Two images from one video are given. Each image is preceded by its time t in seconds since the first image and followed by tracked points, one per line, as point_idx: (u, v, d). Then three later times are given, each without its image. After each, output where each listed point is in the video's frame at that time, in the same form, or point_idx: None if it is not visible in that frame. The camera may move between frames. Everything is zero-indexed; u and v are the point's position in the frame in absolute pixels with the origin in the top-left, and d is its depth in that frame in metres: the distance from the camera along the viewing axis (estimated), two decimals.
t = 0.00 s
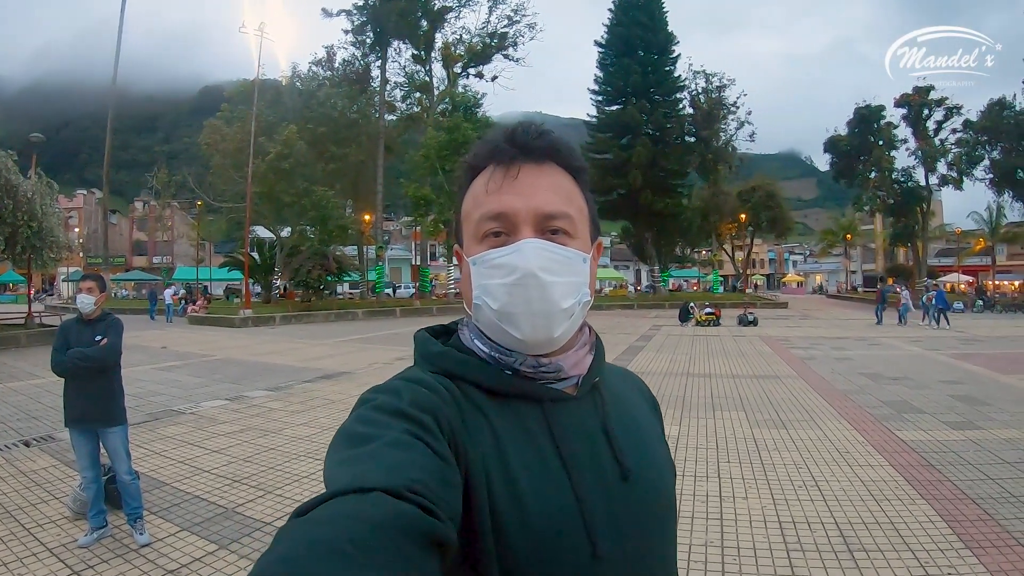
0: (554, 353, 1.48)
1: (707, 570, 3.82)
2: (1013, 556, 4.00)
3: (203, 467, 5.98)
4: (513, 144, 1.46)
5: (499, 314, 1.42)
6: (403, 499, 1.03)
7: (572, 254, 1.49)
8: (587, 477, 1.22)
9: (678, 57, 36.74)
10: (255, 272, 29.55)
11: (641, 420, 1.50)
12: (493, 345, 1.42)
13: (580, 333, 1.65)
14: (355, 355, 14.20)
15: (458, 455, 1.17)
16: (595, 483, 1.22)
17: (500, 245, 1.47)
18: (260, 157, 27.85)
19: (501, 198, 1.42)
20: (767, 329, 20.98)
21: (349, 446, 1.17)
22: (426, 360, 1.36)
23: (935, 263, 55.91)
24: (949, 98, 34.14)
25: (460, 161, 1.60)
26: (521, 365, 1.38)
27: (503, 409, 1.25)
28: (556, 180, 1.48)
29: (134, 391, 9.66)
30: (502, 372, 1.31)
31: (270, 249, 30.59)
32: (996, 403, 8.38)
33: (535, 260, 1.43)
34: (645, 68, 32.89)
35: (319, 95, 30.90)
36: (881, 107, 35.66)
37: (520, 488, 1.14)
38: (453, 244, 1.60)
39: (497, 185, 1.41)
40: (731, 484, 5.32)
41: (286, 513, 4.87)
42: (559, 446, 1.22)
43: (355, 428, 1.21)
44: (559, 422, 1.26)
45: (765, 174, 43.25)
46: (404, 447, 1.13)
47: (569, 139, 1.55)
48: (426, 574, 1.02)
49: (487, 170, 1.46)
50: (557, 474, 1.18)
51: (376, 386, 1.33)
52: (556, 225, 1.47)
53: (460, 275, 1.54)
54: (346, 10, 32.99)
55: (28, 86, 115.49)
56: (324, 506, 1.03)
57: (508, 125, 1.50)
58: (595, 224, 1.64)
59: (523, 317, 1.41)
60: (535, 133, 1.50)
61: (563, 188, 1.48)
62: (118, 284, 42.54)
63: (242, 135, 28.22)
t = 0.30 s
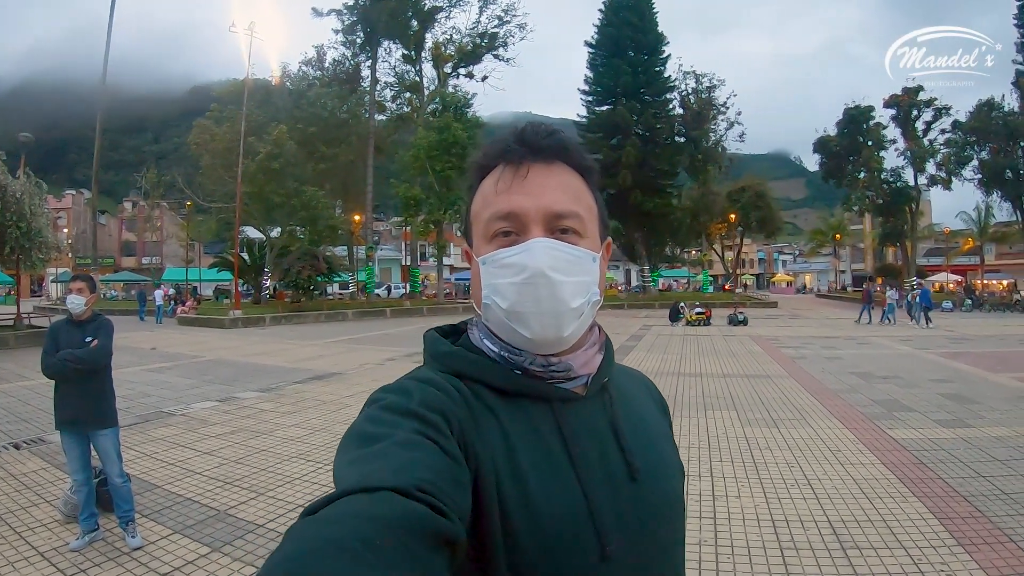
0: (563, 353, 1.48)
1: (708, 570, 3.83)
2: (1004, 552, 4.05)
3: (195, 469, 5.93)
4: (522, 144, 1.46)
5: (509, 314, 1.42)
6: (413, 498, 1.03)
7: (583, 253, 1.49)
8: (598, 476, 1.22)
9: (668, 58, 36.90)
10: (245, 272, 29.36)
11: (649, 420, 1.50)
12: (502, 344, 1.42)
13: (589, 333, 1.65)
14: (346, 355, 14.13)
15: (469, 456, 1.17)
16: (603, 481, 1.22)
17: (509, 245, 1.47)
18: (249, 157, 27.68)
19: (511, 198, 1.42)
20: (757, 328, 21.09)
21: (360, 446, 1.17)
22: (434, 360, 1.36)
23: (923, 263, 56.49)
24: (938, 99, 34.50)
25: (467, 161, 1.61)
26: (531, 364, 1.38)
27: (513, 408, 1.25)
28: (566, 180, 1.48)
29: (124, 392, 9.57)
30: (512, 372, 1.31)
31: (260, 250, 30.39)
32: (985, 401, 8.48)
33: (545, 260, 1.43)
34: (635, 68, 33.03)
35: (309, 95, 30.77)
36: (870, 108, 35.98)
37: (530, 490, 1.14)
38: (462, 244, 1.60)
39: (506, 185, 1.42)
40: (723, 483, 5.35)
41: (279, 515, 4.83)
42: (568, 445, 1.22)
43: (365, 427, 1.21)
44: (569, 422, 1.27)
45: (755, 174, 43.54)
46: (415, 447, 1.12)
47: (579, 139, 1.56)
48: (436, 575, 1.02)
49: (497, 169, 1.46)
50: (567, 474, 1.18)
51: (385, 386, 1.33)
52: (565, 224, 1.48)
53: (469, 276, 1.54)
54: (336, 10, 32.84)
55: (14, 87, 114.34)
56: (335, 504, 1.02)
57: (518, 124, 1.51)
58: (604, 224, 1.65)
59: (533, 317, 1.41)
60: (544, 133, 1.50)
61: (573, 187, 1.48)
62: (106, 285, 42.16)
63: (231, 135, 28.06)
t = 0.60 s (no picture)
0: (564, 352, 1.49)
1: (707, 569, 3.84)
2: (994, 549, 4.11)
3: (185, 471, 5.87)
4: (525, 144, 1.46)
5: (511, 315, 1.42)
6: (415, 496, 1.03)
7: (584, 254, 1.50)
8: (599, 476, 1.22)
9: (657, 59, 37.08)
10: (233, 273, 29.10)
11: (650, 419, 1.51)
12: (503, 344, 1.42)
13: (590, 333, 1.65)
14: (336, 356, 14.05)
15: (471, 455, 1.17)
16: (604, 479, 1.22)
17: (512, 244, 1.47)
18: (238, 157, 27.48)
19: (513, 198, 1.42)
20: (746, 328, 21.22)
21: (362, 445, 1.16)
22: (436, 359, 1.36)
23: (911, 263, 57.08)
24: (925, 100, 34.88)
25: (469, 160, 1.61)
26: (532, 364, 1.38)
27: (515, 408, 1.25)
28: (569, 179, 1.48)
29: (112, 394, 9.46)
30: (515, 372, 1.31)
31: (249, 250, 30.16)
32: (974, 399, 8.58)
33: (547, 260, 1.44)
34: (625, 68, 33.18)
35: (298, 95, 30.58)
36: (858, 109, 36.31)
37: (533, 490, 1.14)
38: (464, 243, 1.60)
39: (509, 184, 1.41)
40: (715, 482, 5.38)
41: (270, 517, 4.79)
42: (570, 444, 1.23)
43: (367, 427, 1.20)
44: (570, 420, 1.27)
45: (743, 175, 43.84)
46: (418, 447, 1.12)
47: (581, 138, 1.56)
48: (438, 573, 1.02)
49: (498, 169, 1.46)
50: (569, 473, 1.18)
51: (387, 384, 1.32)
52: (568, 224, 1.48)
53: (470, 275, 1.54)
54: (326, 9, 32.67)
55: None
56: (338, 503, 1.02)
57: (520, 124, 1.51)
58: (606, 224, 1.65)
59: (535, 318, 1.42)
60: (547, 132, 1.50)
61: (575, 186, 1.47)
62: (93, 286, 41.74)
63: (220, 135, 27.89)
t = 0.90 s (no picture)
0: (562, 354, 1.48)
1: (704, 569, 3.86)
2: (984, 546, 4.15)
3: (176, 473, 5.83)
4: (522, 143, 1.47)
5: (509, 316, 1.42)
6: (413, 497, 1.03)
7: (582, 255, 1.50)
8: (597, 476, 1.22)
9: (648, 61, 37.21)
10: (223, 275, 28.88)
11: (648, 418, 1.51)
12: (501, 344, 1.42)
13: (589, 334, 1.65)
14: (328, 357, 13.98)
15: (468, 454, 1.17)
16: (602, 480, 1.23)
17: (510, 245, 1.47)
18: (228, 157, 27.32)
19: (511, 198, 1.42)
20: (737, 328, 21.33)
21: (359, 446, 1.16)
22: (433, 359, 1.36)
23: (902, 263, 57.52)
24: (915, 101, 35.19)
25: (466, 159, 1.61)
26: (530, 365, 1.38)
27: (512, 409, 1.25)
28: (567, 179, 1.48)
29: (102, 397, 9.37)
30: (512, 372, 1.31)
31: (239, 251, 29.95)
32: (965, 399, 8.66)
33: (545, 261, 1.43)
34: (616, 70, 33.24)
35: (288, 96, 30.42)
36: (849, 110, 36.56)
37: (532, 492, 1.14)
38: (460, 243, 1.60)
39: (506, 185, 1.41)
40: (707, 483, 5.40)
41: (263, 519, 4.77)
42: (567, 444, 1.23)
43: (363, 428, 1.20)
44: (567, 420, 1.27)
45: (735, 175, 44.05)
46: (414, 448, 1.12)
47: (578, 139, 1.56)
48: (436, 574, 1.02)
49: (497, 168, 1.46)
50: (567, 474, 1.18)
51: (384, 385, 1.32)
52: (565, 224, 1.48)
53: (469, 275, 1.54)
54: (317, 10, 32.54)
55: None
56: (335, 505, 1.02)
57: (518, 125, 1.51)
58: (603, 224, 1.65)
59: (533, 319, 1.42)
60: (543, 133, 1.50)
61: (572, 186, 1.48)
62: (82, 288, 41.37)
63: (210, 136, 27.73)
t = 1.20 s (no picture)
0: (556, 356, 1.48)
1: (700, 570, 3.86)
2: (977, 546, 4.18)
3: (171, 475, 5.81)
4: (515, 147, 1.46)
5: (502, 319, 1.42)
6: (407, 502, 1.03)
7: (575, 258, 1.49)
8: (593, 481, 1.22)
9: (643, 61, 37.31)
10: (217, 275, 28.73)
11: (641, 421, 1.51)
12: (494, 348, 1.42)
13: (583, 336, 1.65)
14: (322, 358, 13.95)
15: (463, 460, 1.16)
16: (597, 483, 1.22)
17: (502, 248, 1.47)
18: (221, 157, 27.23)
19: (504, 200, 1.42)
20: (731, 328, 21.40)
21: (353, 450, 1.16)
22: (426, 362, 1.36)
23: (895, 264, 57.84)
24: (908, 102, 35.40)
25: (460, 161, 1.61)
26: (524, 368, 1.38)
27: (506, 413, 1.25)
28: (560, 182, 1.48)
29: (96, 398, 9.32)
30: (505, 376, 1.31)
31: (233, 251, 29.82)
32: (958, 398, 8.71)
33: (538, 265, 1.44)
34: (610, 70, 33.30)
35: (283, 96, 30.34)
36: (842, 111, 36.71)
37: (528, 496, 1.13)
38: (454, 246, 1.60)
39: (500, 188, 1.41)
40: (702, 483, 5.41)
41: (258, 520, 4.75)
42: (562, 449, 1.22)
43: (358, 432, 1.19)
44: (563, 425, 1.27)
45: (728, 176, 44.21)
46: (408, 451, 1.12)
47: (570, 143, 1.56)
48: None
49: (490, 171, 1.46)
50: (561, 477, 1.18)
51: (379, 389, 1.32)
52: (558, 228, 1.47)
53: (462, 279, 1.54)
54: (311, 10, 32.47)
55: None
56: (331, 510, 1.01)
57: (509, 128, 1.51)
58: (596, 227, 1.65)
59: (526, 322, 1.41)
60: (536, 136, 1.50)
61: (565, 191, 1.48)
62: (75, 288, 41.16)
63: (204, 136, 27.64)
